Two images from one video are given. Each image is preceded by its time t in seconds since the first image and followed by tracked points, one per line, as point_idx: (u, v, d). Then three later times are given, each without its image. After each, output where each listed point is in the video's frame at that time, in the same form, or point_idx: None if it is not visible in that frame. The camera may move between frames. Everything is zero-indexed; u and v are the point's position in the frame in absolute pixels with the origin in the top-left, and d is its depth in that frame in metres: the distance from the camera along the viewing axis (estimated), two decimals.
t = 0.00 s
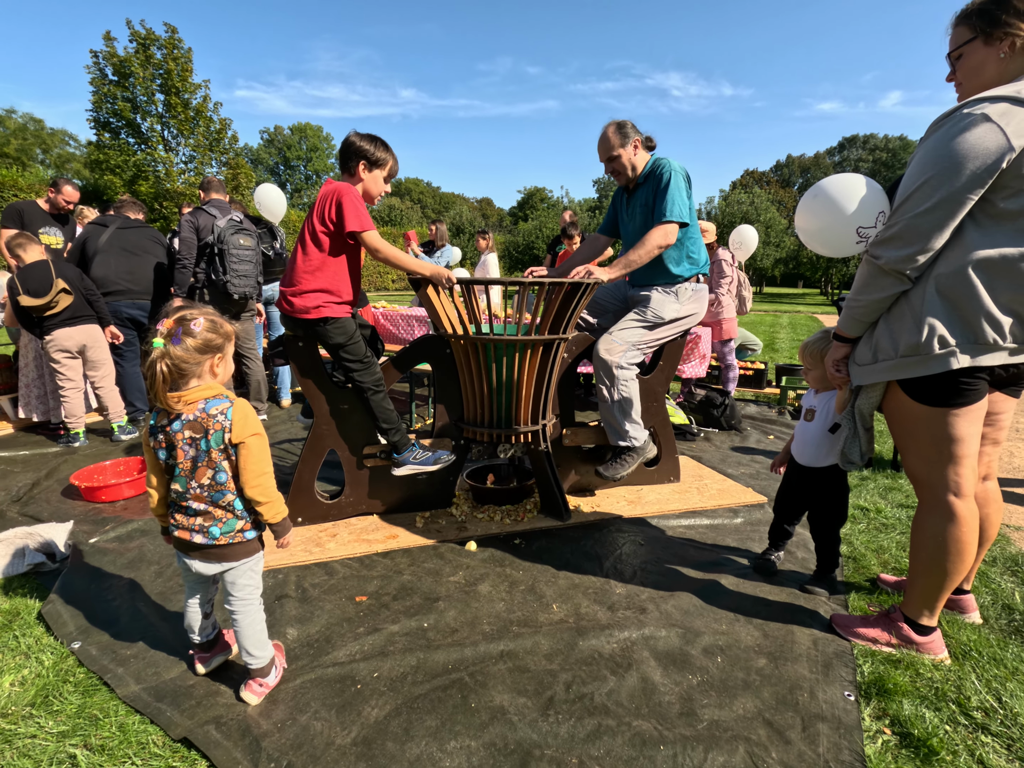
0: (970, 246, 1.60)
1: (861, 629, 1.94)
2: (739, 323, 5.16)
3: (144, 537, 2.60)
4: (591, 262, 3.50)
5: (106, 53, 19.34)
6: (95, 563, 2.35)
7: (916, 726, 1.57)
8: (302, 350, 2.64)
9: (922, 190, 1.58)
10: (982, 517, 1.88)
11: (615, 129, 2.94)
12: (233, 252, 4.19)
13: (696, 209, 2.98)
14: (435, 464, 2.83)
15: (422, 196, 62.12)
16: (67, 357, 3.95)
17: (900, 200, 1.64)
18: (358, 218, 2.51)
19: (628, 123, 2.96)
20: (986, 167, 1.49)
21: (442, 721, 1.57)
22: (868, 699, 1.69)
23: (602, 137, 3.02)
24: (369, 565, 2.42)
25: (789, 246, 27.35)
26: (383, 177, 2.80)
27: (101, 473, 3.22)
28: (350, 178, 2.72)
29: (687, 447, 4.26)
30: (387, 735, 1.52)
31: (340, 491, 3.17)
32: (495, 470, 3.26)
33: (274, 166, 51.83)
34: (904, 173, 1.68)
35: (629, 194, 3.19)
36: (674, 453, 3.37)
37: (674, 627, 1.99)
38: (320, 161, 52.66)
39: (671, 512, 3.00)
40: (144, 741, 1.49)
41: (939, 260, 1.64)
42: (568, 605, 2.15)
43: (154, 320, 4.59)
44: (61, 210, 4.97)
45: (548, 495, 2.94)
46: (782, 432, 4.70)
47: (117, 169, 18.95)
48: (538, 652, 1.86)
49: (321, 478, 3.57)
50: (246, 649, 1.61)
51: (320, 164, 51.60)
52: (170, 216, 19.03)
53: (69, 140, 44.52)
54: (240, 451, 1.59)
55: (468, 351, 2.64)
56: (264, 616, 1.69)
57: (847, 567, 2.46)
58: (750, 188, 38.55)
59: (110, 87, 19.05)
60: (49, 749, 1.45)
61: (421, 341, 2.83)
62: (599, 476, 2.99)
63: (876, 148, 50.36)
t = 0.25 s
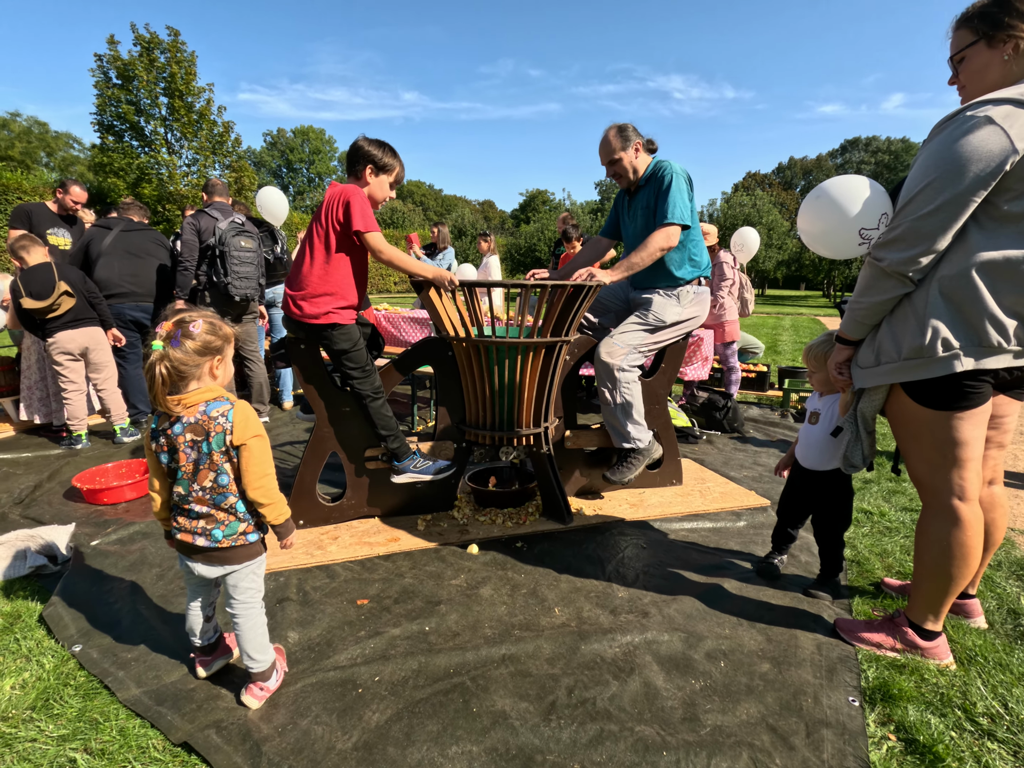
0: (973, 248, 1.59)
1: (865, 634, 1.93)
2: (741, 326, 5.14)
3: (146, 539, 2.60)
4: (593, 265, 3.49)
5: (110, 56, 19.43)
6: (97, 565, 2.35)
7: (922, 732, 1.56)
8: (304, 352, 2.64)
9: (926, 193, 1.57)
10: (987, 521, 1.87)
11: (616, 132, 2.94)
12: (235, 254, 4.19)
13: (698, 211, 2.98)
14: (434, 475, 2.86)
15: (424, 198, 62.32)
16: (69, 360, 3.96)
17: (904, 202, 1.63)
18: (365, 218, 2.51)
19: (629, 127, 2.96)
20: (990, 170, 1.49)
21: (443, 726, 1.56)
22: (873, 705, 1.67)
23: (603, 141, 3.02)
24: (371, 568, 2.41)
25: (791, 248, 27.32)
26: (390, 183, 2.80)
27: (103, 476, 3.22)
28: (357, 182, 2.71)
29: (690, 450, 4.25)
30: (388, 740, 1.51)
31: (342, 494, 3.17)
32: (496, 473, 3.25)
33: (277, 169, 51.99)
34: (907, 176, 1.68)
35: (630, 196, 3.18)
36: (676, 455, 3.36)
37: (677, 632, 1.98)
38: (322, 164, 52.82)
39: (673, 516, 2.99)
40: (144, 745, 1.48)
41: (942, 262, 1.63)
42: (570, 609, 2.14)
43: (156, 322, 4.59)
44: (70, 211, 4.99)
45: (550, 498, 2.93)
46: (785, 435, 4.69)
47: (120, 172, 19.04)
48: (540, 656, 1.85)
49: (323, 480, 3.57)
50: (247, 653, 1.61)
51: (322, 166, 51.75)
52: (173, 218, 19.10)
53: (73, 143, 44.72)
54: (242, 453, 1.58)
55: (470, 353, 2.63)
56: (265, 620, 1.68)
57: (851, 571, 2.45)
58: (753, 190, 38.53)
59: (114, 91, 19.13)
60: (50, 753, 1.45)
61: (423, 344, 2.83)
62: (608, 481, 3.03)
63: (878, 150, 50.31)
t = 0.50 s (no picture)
0: (980, 249, 1.57)
1: (871, 639, 1.90)
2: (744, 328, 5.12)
3: (146, 541, 2.59)
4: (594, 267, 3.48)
5: (114, 60, 19.52)
6: (97, 568, 2.34)
7: (929, 739, 1.54)
8: (305, 354, 2.64)
9: (932, 193, 1.55)
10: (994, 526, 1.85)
11: (616, 135, 2.94)
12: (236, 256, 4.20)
13: (699, 212, 2.97)
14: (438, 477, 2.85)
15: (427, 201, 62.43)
16: (71, 362, 3.96)
17: (910, 203, 1.61)
18: (364, 220, 2.51)
19: (630, 129, 2.96)
20: (997, 169, 1.47)
21: (444, 731, 1.54)
22: (879, 711, 1.65)
23: (603, 143, 3.01)
24: (372, 571, 2.40)
25: (794, 251, 27.29)
26: (391, 188, 2.80)
27: (105, 477, 3.21)
28: (357, 185, 2.70)
29: (693, 452, 4.23)
30: (388, 745, 1.49)
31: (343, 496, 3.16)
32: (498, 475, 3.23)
33: (280, 172, 52.16)
34: (912, 176, 1.66)
35: (631, 198, 3.17)
36: (679, 458, 3.34)
37: (680, 636, 1.96)
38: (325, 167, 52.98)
39: (676, 519, 2.97)
40: (143, 749, 1.47)
41: (949, 263, 1.62)
42: (572, 612, 2.12)
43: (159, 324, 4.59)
44: (73, 213, 4.99)
45: (553, 501, 2.91)
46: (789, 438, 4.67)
47: (125, 175, 19.12)
48: (542, 661, 1.83)
49: (324, 482, 3.56)
50: (246, 656, 1.60)
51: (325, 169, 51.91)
52: (177, 221, 19.16)
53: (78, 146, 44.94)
54: (242, 454, 1.57)
55: (472, 355, 2.62)
56: (265, 623, 1.67)
57: (856, 575, 2.43)
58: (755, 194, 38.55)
59: (118, 94, 19.21)
60: (47, 757, 1.43)
61: (424, 345, 2.81)
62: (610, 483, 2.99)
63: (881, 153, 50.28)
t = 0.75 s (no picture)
0: (988, 249, 1.55)
1: (877, 647, 1.87)
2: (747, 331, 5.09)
3: (144, 545, 2.57)
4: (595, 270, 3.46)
5: (119, 65, 19.63)
6: (94, 572, 2.32)
7: (937, 751, 1.51)
8: (304, 357, 2.64)
9: (938, 193, 1.53)
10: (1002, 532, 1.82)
11: (616, 137, 2.92)
12: (236, 259, 4.19)
13: (700, 213, 2.94)
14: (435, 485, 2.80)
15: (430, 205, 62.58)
16: (71, 364, 3.96)
17: (915, 203, 1.59)
18: (363, 221, 2.49)
19: (630, 131, 2.94)
20: (1005, 169, 1.45)
21: (442, 740, 1.51)
22: (886, 721, 1.62)
23: (603, 145, 2.99)
24: (371, 575, 2.37)
25: (797, 255, 27.25)
26: (387, 186, 2.79)
27: (104, 480, 3.20)
28: (353, 187, 2.69)
29: (695, 456, 4.20)
30: (385, 754, 1.47)
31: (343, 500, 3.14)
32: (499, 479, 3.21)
33: (283, 176, 52.36)
34: (918, 176, 1.64)
35: (632, 201, 3.16)
36: (682, 462, 3.31)
37: (682, 643, 1.93)
38: (328, 171, 53.17)
39: (679, 523, 2.94)
40: (135, 758, 1.44)
41: (956, 264, 1.59)
42: (573, 618, 2.09)
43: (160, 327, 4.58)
44: (68, 214, 4.99)
45: (554, 505, 2.88)
46: (792, 441, 4.63)
47: (129, 179, 19.20)
48: (542, 668, 1.80)
49: (324, 486, 3.54)
50: (241, 663, 1.57)
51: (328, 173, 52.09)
52: (180, 224, 19.22)
53: (83, 151, 45.19)
54: (236, 457, 1.55)
55: (472, 358, 2.61)
56: (260, 629, 1.65)
57: (861, 581, 2.39)
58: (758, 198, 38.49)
59: (123, 99, 19.31)
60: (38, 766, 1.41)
61: (425, 348, 2.79)
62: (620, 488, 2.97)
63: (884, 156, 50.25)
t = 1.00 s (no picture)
0: (994, 254, 1.54)
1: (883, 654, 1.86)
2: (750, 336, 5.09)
3: (146, 549, 2.57)
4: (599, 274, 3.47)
5: (125, 71, 19.79)
6: (96, 575, 2.32)
7: (944, 759, 1.49)
8: (307, 361, 2.63)
9: (944, 198, 1.53)
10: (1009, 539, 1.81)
11: (620, 142, 2.93)
12: (241, 262, 4.20)
13: (704, 218, 2.95)
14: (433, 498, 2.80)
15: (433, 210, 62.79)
16: (73, 368, 3.97)
17: (921, 208, 1.59)
18: (368, 223, 2.49)
19: (633, 136, 2.94)
20: (1012, 173, 1.45)
21: (444, 747, 1.51)
22: (892, 729, 1.60)
23: (607, 150, 3.01)
24: (373, 580, 2.37)
25: (799, 259, 27.24)
26: (389, 191, 2.80)
27: (107, 484, 3.20)
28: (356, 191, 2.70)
29: (698, 461, 4.19)
30: (387, 761, 1.46)
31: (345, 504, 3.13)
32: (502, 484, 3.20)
33: (287, 181, 52.60)
34: (923, 181, 1.64)
35: (635, 205, 3.16)
36: (685, 467, 3.30)
37: (686, 649, 1.92)
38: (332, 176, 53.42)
39: (682, 529, 2.93)
40: (135, 764, 1.44)
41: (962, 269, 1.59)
42: (576, 624, 2.08)
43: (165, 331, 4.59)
44: (69, 218, 5.00)
45: (557, 510, 2.87)
46: (795, 446, 4.61)
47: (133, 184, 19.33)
48: (545, 674, 1.79)
49: (326, 490, 3.53)
50: (241, 668, 1.57)
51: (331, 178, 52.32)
52: (184, 229, 19.32)
53: (88, 156, 45.50)
54: (239, 461, 1.55)
55: (475, 362, 2.61)
56: (261, 634, 1.64)
57: (866, 587, 2.38)
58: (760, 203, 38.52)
59: (128, 105, 19.45)
60: None
61: (428, 352, 2.79)
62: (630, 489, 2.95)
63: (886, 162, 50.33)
